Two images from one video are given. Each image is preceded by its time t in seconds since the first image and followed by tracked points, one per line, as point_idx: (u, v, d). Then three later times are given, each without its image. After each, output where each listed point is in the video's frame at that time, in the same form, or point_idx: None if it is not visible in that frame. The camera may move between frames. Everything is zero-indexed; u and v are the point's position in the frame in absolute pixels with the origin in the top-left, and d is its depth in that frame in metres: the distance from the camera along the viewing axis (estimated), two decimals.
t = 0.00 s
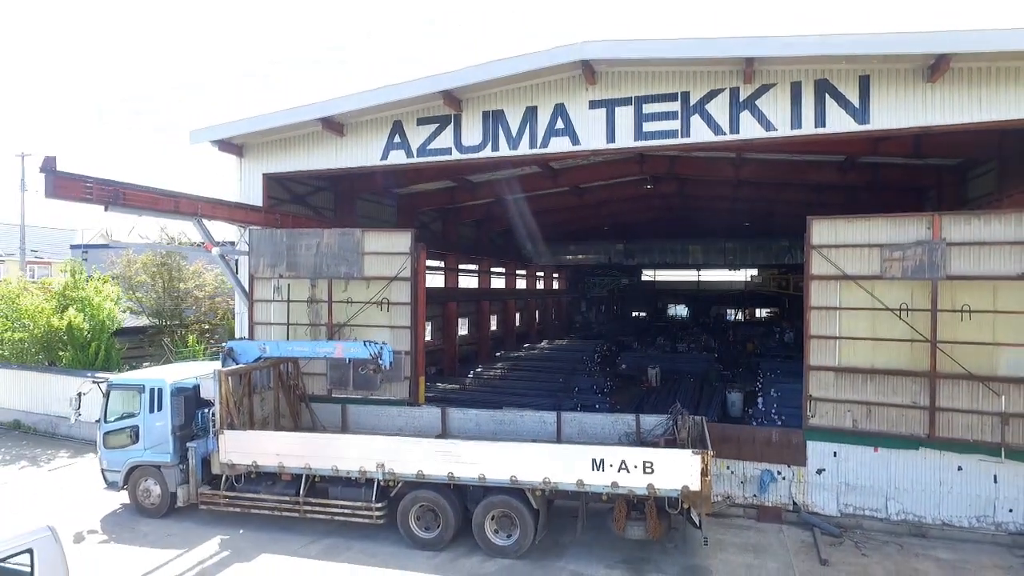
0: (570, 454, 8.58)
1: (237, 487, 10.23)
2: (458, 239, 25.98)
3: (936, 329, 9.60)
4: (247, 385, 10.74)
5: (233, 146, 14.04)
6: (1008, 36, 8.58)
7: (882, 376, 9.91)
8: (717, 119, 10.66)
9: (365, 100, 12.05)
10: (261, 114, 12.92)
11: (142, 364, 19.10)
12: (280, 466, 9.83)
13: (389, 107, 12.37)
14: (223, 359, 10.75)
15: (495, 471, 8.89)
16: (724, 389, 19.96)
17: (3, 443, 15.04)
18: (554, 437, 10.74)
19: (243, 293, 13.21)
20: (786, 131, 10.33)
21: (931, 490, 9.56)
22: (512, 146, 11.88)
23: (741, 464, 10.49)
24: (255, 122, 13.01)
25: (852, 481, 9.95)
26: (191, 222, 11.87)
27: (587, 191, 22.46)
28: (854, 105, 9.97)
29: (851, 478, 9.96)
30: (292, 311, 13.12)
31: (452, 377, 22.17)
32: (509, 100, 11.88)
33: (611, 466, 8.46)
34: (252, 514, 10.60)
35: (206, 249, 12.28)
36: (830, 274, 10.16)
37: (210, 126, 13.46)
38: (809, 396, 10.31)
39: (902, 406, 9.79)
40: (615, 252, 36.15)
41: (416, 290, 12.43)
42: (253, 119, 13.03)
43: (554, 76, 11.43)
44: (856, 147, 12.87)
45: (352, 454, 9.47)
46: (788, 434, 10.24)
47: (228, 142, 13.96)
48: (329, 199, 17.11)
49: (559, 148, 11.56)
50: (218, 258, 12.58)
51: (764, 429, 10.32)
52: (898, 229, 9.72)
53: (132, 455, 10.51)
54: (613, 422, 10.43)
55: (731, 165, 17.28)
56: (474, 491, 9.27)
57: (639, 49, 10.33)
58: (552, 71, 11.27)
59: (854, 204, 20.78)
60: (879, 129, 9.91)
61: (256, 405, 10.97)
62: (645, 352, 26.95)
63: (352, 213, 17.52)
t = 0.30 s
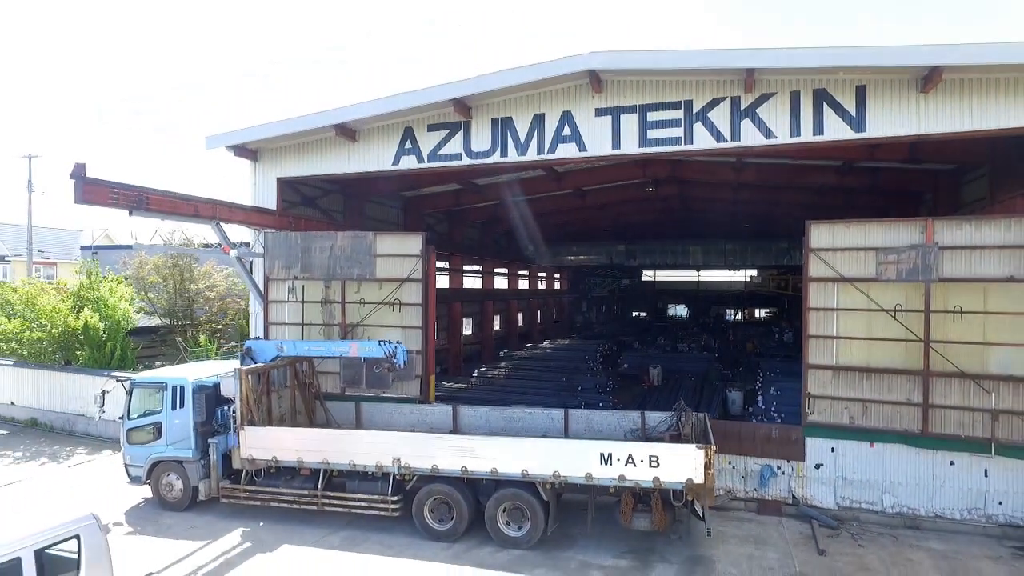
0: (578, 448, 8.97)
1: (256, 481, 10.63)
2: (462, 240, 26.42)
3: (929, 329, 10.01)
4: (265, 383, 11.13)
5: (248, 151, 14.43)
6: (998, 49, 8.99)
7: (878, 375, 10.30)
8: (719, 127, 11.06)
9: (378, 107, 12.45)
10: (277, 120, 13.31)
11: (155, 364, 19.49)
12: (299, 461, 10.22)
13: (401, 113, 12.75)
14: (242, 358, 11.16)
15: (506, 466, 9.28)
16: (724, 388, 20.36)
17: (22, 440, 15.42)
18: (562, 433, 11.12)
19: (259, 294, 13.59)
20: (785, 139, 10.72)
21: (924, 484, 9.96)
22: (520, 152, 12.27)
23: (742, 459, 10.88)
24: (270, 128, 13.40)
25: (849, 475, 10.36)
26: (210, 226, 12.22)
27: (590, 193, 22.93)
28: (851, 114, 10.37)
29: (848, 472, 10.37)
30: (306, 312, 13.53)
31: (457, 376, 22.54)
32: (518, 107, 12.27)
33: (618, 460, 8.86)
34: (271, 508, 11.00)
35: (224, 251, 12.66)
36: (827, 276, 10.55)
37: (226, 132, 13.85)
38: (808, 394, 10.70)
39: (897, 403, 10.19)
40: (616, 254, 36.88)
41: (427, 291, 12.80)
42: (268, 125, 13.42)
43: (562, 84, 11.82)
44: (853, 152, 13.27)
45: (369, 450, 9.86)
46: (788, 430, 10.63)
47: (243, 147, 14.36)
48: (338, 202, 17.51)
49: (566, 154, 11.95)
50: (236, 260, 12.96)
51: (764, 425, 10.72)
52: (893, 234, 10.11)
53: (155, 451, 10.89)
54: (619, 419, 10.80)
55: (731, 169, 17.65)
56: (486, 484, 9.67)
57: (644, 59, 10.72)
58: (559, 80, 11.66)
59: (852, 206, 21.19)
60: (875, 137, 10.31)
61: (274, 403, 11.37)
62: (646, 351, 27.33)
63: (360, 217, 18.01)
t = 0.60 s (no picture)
0: (587, 443, 9.35)
1: (275, 476, 11.02)
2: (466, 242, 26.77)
3: (923, 330, 10.39)
4: (282, 381, 11.51)
5: (262, 156, 14.83)
6: (990, 61, 9.38)
7: (875, 373, 10.68)
8: (722, 134, 11.44)
9: (391, 113, 12.83)
10: (290, 126, 13.71)
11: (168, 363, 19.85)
12: (316, 457, 10.60)
13: (412, 120, 13.13)
14: (260, 357, 11.54)
15: (518, 460, 9.66)
16: (725, 387, 20.74)
17: (39, 438, 15.78)
18: (569, 430, 11.49)
19: (273, 295, 13.95)
20: (785, 146, 11.11)
21: (919, 479, 10.36)
22: (528, 157, 12.65)
23: (743, 455, 11.26)
24: (284, 133, 13.78)
25: (847, 470, 10.74)
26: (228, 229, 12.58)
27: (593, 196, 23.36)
28: (849, 122, 10.76)
29: (846, 467, 10.75)
30: (320, 312, 13.89)
31: (462, 376, 22.89)
32: (526, 114, 12.64)
33: (625, 455, 9.23)
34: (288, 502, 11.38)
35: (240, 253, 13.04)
36: (826, 278, 10.94)
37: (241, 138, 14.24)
38: (807, 392, 11.08)
39: (894, 400, 10.57)
40: (618, 255, 37.28)
41: (437, 293, 13.18)
42: (282, 131, 13.80)
43: (569, 92, 12.20)
44: (851, 158, 13.67)
45: (384, 445, 10.23)
46: (788, 427, 11.03)
47: (257, 152, 14.76)
48: (348, 205, 17.88)
49: (573, 160, 12.33)
50: (251, 263, 13.35)
51: (764, 422, 11.12)
52: (889, 238, 10.49)
53: (176, 447, 11.26)
54: (624, 416, 11.19)
55: (732, 173, 18.03)
56: (498, 478, 10.04)
57: (650, 69, 11.11)
58: (567, 88, 12.03)
59: (851, 208, 21.58)
60: (872, 144, 10.70)
61: (291, 400, 11.76)
62: (648, 351, 27.67)
63: (368, 219, 18.39)
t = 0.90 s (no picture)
0: (595, 438, 9.71)
1: (293, 470, 11.39)
2: (471, 243, 27.13)
3: (919, 329, 10.78)
4: (299, 379, 11.88)
5: (276, 160, 15.21)
6: (982, 72, 9.78)
7: (872, 371, 11.06)
8: (725, 139, 11.80)
9: (402, 119, 13.20)
10: (304, 130, 14.07)
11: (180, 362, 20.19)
12: (332, 452, 10.96)
13: (423, 125, 13.48)
14: (276, 356, 11.92)
15: (528, 455, 10.01)
16: (726, 385, 21.16)
17: (56, 435, 16.13)
18: (577, 426, 11.85)
19: (287, 295, 14.32)
20: (786, 151, 11.48)
21: (915, 473, 10.74)
22: (536, 161, 13.00)
23: (745, 450, 11.62)
24: (298, 138, 14.15)
25: (845, 465, 11.12)
26: (245, 230, 12.97)
27: (596, 198, 23.78)
28: (847, 128, 11.13)
29: (844, 462, 11.13)
30: (333, 312, 14.27)
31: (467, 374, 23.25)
32: (534, 120, 13.01)
33: (632, 449, 9.60)
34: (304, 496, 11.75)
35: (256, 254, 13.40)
36: (825, 279, 11.31)
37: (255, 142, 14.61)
38: (807, 389, 11.45)
39: (890, 397, 10.94)
40: (620, 255, 37.68)
41: (447, 293, 13.54)
42: (295, 136, 14.17)
43: (576, 99, 12.56)
44: (849, 162, 14.06)
45: (399, 441, 10.60)
46: (788, 423, 11.40)
47: (271, 156, 15.14)
48: (357, 207, 18.25)
49: (580, 164, 12.69)
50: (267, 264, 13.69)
51: (766, 419, 11.49)
52: (886, 240, 10.86)
53: (195, 443, 11.61)
54: (630, 412, 11.56)
55: (733, 176, 18.41)
56: (508, 473, 10.41)
57: (655, 77, 11.48)
58: (574, 95, 12.39)
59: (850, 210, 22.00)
60: (870, 150, 11.08)
61: (307, 398, 12.14)
62: (649, 350, 28.01)
63: (377, 221, 18.76)
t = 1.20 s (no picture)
0: (603, 434, 10.06)
1: (309, 466, 11.74)
2: (475, 244, 27.48)
3: (916, 329, 11.14)
4: (314, 377, 12.26)
5: (288, 164, 15.56)
6: (977, 81, 10.14)
7: (870, 370, 11.42)
8: (727, 144, 12.15)
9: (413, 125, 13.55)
10: (316, 136, 14.42)
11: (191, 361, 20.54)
12: (348, 448, 11.31)
13: (433, 130, 13.83)
14: (291, 355, 12.29)
15: (538, 450, 10.36)
16: (728, 383, 21.53)
17: (72, 432, 16.47)
18: (584, 423, 12.20)
19: (300, 296, 14.70)
20: (787, 156, 11.84)
21: (911, 468, 11.11)
22: (544, 166, 13.37)
23: (747, 446, 11.97)
24: (311, 142, 14.51)
25: (844, 460, 11.49)
26: (260, 233, 13.32)
27: (599, 200, 24.14)
28: (846, 135, 11.49)
29: (843, 458, 11.50)
30: (345, 312, 14.67)
31: (472, 373, 23.59)
32: (542, 125, 13.37)
33: (639, 444, 9.95)
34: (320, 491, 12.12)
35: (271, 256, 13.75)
36: (825, 280, 11.69)
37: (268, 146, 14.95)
38: (807, 387, 11.83)
39: (888, 395, 11.30)
40: (622, 256, 38.03)
41: (456, 294, 13.94)
42: (308, 141, 14.52)
43: (582, 105, 12.92)
44: (848, 167, 14.45)
45: (412, 437, 10.95)
46: (789, 420, 11.78)
47: (283, 160, 15.49)
48: (365, 210, 18.60)
49: (586, 169, 13.06)
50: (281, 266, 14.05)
51: (767, 416, 11.86)
52: (884, 243, 11.22)
53: (212, 440, 11.96)
54: (635, 410, 11.91)
55: (735, 179, 18.76)
56: (518, 468, 10.76)
57: (660, 84, 11.83)
58: (581, 102, 12.74)
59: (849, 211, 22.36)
60: (868, 155, 11.44)
61: (322, 396, 12.52)
62: (651, 350, 28.33)
63: (385, 223, 19.11)
